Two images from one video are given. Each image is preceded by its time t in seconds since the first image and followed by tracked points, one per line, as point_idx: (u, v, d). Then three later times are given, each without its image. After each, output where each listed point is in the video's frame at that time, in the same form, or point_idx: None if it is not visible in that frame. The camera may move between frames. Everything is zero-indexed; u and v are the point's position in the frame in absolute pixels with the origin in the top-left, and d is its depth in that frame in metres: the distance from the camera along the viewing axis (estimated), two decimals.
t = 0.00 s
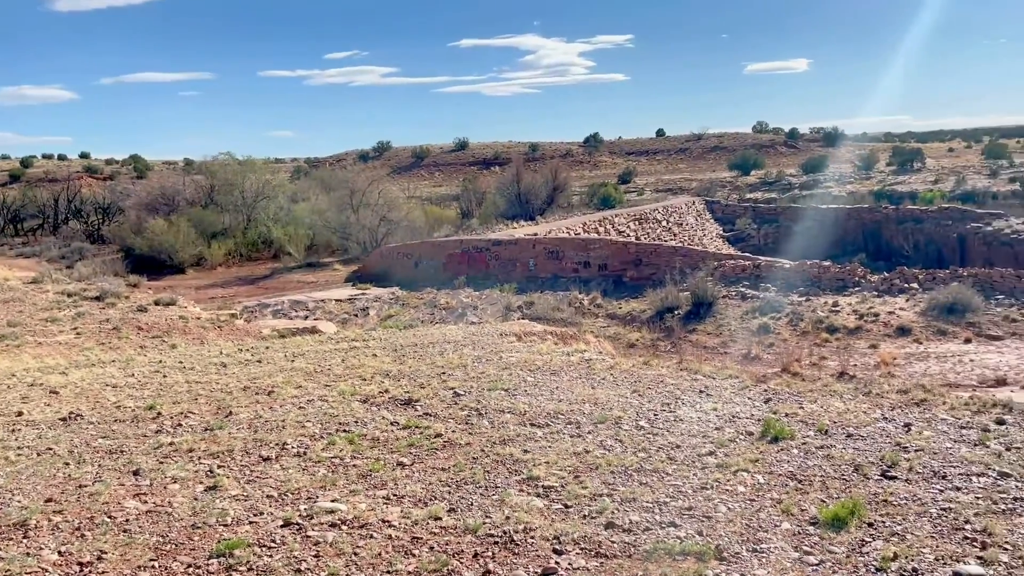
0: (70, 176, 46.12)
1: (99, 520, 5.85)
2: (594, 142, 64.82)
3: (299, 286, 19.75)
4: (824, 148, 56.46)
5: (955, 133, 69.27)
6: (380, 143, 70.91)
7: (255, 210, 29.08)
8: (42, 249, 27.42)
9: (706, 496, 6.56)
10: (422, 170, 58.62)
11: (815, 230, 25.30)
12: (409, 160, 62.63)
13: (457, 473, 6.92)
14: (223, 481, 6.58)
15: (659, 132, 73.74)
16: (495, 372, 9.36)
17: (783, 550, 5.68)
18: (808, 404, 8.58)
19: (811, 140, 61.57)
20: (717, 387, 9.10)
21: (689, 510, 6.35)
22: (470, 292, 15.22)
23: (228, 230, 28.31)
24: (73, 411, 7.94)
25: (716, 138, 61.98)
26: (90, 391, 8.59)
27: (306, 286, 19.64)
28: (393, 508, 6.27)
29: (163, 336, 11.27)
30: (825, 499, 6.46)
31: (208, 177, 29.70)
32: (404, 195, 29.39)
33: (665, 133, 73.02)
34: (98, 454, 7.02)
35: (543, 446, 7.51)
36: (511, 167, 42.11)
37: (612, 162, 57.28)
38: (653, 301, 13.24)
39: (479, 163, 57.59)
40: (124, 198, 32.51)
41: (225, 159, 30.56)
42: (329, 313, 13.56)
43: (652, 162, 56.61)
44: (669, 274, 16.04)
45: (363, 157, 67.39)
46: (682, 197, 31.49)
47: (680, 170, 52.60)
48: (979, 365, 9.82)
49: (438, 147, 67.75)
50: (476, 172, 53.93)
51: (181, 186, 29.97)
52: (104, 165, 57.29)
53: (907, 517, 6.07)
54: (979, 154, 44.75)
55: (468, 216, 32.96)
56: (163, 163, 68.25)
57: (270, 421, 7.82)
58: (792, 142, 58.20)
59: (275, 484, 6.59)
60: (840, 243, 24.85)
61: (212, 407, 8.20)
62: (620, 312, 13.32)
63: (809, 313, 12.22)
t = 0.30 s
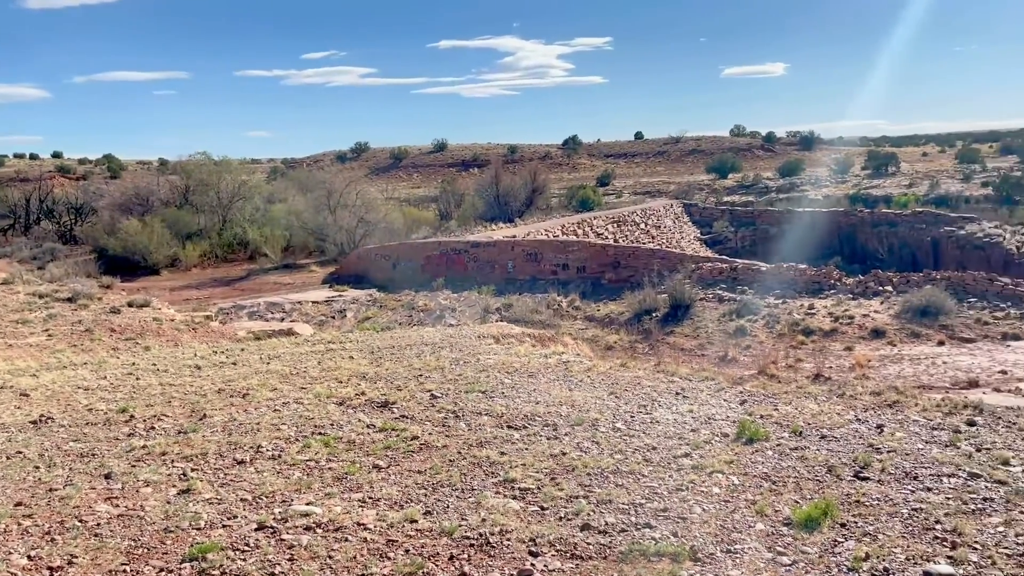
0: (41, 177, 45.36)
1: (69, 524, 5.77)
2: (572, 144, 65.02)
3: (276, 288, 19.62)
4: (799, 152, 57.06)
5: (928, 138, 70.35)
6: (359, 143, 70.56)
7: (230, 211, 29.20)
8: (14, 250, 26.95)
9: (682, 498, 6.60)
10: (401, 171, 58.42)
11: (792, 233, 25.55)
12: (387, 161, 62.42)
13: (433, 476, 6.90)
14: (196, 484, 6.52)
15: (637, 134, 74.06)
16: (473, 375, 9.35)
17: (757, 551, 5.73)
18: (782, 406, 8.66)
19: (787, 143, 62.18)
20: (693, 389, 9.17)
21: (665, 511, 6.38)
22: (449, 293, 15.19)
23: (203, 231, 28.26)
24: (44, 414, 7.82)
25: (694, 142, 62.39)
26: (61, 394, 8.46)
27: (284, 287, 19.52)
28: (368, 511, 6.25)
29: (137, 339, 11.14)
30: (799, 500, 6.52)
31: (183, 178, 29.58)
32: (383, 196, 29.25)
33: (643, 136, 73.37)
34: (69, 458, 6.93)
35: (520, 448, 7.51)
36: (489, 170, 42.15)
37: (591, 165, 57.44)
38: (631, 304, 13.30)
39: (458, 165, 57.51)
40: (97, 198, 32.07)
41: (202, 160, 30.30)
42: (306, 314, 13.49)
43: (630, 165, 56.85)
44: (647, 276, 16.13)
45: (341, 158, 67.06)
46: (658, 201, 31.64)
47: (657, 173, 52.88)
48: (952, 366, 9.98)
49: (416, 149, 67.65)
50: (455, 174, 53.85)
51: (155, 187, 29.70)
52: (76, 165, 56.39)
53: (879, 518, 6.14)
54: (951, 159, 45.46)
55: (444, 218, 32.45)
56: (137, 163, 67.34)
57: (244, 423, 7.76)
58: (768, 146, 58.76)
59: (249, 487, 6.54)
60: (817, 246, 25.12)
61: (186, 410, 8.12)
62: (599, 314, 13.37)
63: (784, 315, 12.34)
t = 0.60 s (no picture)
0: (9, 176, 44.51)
1: (37, 529, 5.69)
2: (549, 147, 65.17)
3: (250, 289, 19.48)
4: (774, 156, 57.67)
5: (897, 143, 71.18)
6: (336, 144, 70.14)
7: (204, 212, 29.14)
8: None
9: (655, 499, 6.65)
10: (378, 172, 58.15)
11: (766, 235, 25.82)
12: (363, 163, 62.15)
13: (408, 478, 6.89)
14: (167, 487, 6.47)
15: (615, 137, 74.43)
16: (448, 377, 9.36)
17: (728, 551, 5.79)
18: (755, 407, 8.76)
19: (762, 147, 62.80)
20: (667, 391, 9.24)
21: (638, 512, 6.42)
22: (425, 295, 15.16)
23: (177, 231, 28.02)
24: (11, 418, 7.71)
25: (670, 145, 62.78)
26: (29, 397, 8.34)
27: (259, 288, 19.36)
28: (341, 514, 6.23)
29: (108, 340, 11.01)
30: (770, 500, 6.59)
31: (157, 178, 29.41)
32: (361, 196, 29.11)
33: (619, 139, 73.75)
34: (37, 461, 6.84)
35: (495, 450, 7.53)
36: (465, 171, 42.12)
37: (568, 167, 57.59)
38: (607, 306, 13.38)
39: (435, 167, 57.41)
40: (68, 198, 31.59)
41: (177, 160, 30.03)
42: (281, 316, 13.40)
43: (607, 167, 57.08)
44: (623, 279, 16.25)
45: (318, 159, 66.63)
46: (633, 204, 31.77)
47: (634, 175, 53.17)
48: (922, 368, 10.14)
49: (393, 149, 67.42)
50: (432, 176, 53.72)
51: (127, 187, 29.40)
52: (45, 164, 55.38)
53: (848, 518, 6.23)
54: (922, 163, 46.21)
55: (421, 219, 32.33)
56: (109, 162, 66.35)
57: (216, 426, 7.70)
58: (743, 149, 59.32)
59: (221, 490, 6.49)
60: (789, 247, 25.36)
61: (157, 412, 8.04)
62: (575, 316, 13.42)
63: (758, 318, 12.47)
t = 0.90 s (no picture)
0: None
1: None
2: (525, 149, 65.29)
3: (221, 290, 19.26)
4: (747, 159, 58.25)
5: (869, 147, 72.26)
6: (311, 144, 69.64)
7: (174, 212, 28.83)
8: None
9: (626, 500, 6.67)
10: (352, 173, 57.82)
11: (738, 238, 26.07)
12: (338, 163, 61.78)
13: (379, 481, 6.86)
14: (133, 491, 6.37)
15: (590, 140, 74.63)
16: (422, 378, 9.33)
17: (699, 552, 5.82)
18: (726, 408, 8.83)
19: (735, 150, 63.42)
20: (640, 392, 9.28)
21: (610, 513, 6.45)
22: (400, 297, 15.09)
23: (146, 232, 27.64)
24: None
25: (645, 148, 63.17)
26: None
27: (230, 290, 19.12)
28: (312, 517, 6.17)
29: (76, 342, 10.83)
30: (741, 501, 6.64)
31: (126, 177, 29.02)
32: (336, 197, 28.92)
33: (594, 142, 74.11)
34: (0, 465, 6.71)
35: (467, 452, 7.52)
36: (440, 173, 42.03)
37: (543, 169, 57.70)
38: (581, 308, 13.43)
39: (409, 168, 57.24)
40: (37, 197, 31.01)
41: (149, 160, 29.63)
42: (253, 318, 13.27)
43: (582, 170, 57.26)
44: (597, 280, 16.31)
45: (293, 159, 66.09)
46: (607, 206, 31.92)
47: (608, 178, 53.41)
48: (891, 369, 10.29)
49: (368, 150, 67.13)
50: (406, 176, 53.54)
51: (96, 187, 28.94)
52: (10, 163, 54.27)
53: (818, 518, 6.30)
54: (892, 167, 46.91)
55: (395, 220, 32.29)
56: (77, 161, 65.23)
57: (184, 429, 7.61)
58: (717, 152, 59.86)
59: (189, 494, 6.41)
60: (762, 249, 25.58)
61: (124, 415, 7.93)
62: (549, 317, 13.44)
63: (731, 320, 12.58)
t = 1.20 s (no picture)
0: None
1: None
2: (500, 150, 65.32)
3: (192, 291, 19.01)
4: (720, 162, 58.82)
5: (839, 151, 73.35)
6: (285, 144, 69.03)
7: (144, 212, 28.40)
8: None
9: (599, 501, 6.71)
10: (327, 173, 57.42)
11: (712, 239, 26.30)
12: (312, 163, 61.28)
13: (352, 484, 6.83)
14: (101, 495, 6.28)
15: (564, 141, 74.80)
16: (396, 380, 9.31)
17: (671, 552, 5.87)
18: (698, 409, 8.91)
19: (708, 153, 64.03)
20: (613, 393, 9.34)
21: (583, 514, 6.48)
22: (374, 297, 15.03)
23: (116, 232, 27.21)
24: None
25: (619, 149, 63.53)
26: None
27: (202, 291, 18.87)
28: (283, 520, 6.13)
29: (43, 344, 10.64)
30: (712, 501, 6.71)
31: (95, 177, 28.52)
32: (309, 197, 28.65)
33: (569, 143, 74.33)
34: None
35: (441, 453, 7.51)
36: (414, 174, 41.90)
37: (518, 171, 57.77)
38: (556, 309, 13.48)
39: (384, 168, 57.00)
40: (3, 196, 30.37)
41: (120, 159, 29.14)
42: (225, 319, 13.14)
43: (557, 171, 57.43)
44: (572, 282, 16.39)
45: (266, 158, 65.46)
46: (581, 207, 31.98)
47: (583, 180, 53.62)
48: (861, 370, 10.46)
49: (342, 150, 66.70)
50: (381, 177, 53.32)
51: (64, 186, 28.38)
52: None
53: (788, 517, 6.38)
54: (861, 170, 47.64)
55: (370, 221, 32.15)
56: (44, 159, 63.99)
57: (154, 432, 7.52)
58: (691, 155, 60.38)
59: (158, 498, 6.33)
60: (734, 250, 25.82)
61: (92, 418, 7.82)
62: (524, 319, 13.48)
63: (704, 321, 12.70)
